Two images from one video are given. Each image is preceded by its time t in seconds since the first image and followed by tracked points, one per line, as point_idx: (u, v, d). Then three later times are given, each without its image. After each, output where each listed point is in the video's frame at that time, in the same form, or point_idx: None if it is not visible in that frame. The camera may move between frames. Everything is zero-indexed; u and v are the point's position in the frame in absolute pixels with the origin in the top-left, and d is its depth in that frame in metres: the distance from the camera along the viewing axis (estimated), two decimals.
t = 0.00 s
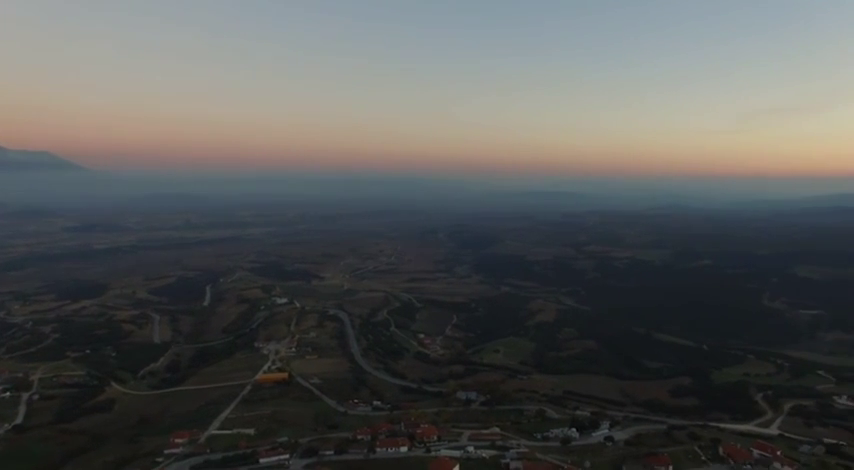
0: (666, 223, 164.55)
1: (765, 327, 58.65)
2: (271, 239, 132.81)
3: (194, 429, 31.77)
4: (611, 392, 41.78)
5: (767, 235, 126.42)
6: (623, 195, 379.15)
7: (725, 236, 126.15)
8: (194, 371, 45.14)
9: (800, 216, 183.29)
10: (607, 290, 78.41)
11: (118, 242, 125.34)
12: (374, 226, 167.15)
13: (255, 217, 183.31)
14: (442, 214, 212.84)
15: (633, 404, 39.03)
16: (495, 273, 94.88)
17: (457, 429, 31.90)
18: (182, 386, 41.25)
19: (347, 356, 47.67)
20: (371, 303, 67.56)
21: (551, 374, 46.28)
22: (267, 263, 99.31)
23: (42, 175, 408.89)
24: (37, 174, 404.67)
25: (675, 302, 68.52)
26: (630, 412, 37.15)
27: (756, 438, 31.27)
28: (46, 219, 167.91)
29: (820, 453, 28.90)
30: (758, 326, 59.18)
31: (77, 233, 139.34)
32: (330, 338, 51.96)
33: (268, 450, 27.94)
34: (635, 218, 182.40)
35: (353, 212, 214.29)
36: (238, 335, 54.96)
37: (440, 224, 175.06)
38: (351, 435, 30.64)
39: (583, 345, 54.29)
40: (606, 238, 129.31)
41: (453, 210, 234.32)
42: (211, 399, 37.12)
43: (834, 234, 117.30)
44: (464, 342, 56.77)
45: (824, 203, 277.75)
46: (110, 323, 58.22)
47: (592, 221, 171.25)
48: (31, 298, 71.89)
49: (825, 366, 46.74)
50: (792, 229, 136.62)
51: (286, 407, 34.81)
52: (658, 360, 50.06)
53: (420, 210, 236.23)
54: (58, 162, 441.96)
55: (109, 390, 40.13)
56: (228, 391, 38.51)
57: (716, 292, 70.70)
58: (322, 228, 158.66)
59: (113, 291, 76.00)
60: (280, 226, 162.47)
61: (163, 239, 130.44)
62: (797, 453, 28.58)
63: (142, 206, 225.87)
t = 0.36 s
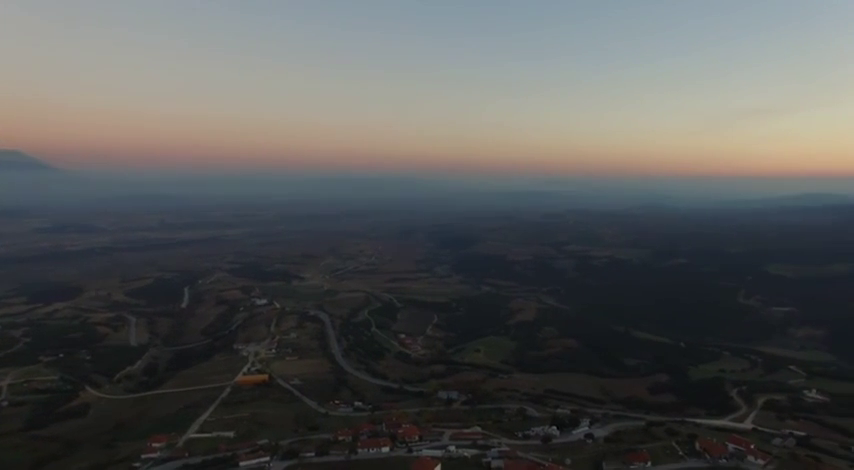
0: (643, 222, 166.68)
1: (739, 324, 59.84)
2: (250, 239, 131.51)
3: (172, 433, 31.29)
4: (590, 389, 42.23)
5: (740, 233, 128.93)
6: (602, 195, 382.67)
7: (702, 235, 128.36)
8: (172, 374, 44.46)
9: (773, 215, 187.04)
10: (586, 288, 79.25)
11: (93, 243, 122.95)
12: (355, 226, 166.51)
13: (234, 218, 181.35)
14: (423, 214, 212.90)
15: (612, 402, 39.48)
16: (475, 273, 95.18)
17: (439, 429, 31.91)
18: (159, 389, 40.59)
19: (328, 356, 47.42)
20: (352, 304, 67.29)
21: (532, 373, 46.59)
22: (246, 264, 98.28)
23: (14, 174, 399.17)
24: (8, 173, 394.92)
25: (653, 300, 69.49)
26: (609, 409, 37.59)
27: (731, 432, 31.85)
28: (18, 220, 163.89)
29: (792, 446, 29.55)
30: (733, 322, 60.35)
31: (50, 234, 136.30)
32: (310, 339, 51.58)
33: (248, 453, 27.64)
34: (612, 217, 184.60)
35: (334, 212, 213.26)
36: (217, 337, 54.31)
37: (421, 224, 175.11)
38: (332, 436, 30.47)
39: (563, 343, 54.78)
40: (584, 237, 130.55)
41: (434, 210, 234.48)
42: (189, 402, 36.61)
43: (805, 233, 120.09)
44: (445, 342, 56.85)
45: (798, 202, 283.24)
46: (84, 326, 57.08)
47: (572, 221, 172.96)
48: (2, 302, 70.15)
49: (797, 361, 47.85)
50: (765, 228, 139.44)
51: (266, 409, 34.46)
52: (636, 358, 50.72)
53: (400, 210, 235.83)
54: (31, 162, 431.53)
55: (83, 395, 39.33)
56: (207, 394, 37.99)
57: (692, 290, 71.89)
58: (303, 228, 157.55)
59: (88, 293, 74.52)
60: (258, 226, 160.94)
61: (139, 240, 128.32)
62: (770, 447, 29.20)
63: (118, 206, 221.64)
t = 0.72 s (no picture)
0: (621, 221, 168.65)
1: (716, 321, 60.87)
2: (229, 240, 130.10)
3: (151, 437, 30.80)
4: (571, 387, 42.62)
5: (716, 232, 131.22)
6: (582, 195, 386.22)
7: (679, 234, 130.33)
8: (150, 377, 43.78)
9: (748, 214, 190.69)
10: (567, 287, 79.92)
11: (67, 244, 120.46)
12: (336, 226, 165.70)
13: (213, 218, 179.31)
14: (404, 214, 212.76)
15: (592, 399, 39.90)
16: (457, 272, 95.43)
17: (421, 429, 31.91)
18: (137, 393, 39.93)
19: (309, 357, 47.14)
20: (334, 304, 66.93)
21: (513, 372, 46.85)
22: (226, 265, 97.16)
23: None
24: None
25: (632, 299, 70.34)
26: (590, 407, 37.96)
27: (708, 427, 32.40)
28: None
29: (767, 440, 30.17)
30: (710, 320, 61.37)
31: (22, 236, 133.24)
32: (292, 341, 51.19)
33: (229, 456, 27.34)
34: (592, 217, 186.61)
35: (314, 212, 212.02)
36: (196, 339, 53.59)
37: (402, 224, 174.89)
38: (314, 437, 30.29)
39: (543, 342, 55.19)
40: (564, 237, 131.61)
41: (416, 210, 234.37)
42: (168, 405, 36.06)
43: (778, 231, 122.66)
44: (427, 341, 56.89)
45: (769, 201, 288.84)
46: (59, 329, 55.89)
47: (552, 221, 174.27)
48: None
49: (771, 357, 48.87)
50: (739, 227, 142.15)
51: (247, 412, 34.10)
52: (616, 355, 51.29)
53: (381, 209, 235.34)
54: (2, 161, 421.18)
55: (58, 400, 38.50)
56: (186, 397, 37.46)
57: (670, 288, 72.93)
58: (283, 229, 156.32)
59: (62, 295, 72.97)
60: (238, 227, 159.25)
61: (115, 242, 126.05)
62: (745, 441, 29.78)
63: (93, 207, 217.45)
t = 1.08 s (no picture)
0: (603, 221, 170.18)
1: (697, 319, 61.64)
2: (211, 241, 128.87)
3: (132, 440, 30.39)
4: (555, 386, 42.89)
5: (696, 232, 133.03)
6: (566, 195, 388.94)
7: (661, 234, 131.77)
8: (131, 379, 43.23)
9: (728, 213, 193.56)
10: (550, 287, 80.39)
11: (45, 245, 118.38)
12: (319, 226, 164.93)
13: (195, 219, 177.64)
14: (388, 214, 212.46)
15: (576, 398, 40.23)
16: (441, 272, 95.58)
17: (406, 429, 31.88)
18: (117, 396, 39.36)
19: (294, 358, 46.87)
20: (318, 305, 66.62)
21: (498, 371, 47.03)
22: (208, 265, 96.23)
23: None
24: None
25: (615, 298, 71.00)
26: (573, 405, 38.25)
27: (690, 424, 32.82)
28: None
29: (746, 435, 30.68)
30: (690, 318, 62.17)
31: None
32: (275, 342, 50.84)
33: (212, 459, 27.09)
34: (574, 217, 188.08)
35: (298, 212, 210.87)
36: (179, 341, 52.94)
37: (387, 224, 174.62)
38: (299, 439, 30.14)
39: (528, 341, 55.48)
40: (548, 237, 132.47)
41: (400, 210, 234.09)
42: (150, 409, 35.60)
43: (756, 231, 124.54)
44: (412, 341, 56.86)
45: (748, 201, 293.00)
46: (36, 332, 54.88)
47: (535, 221, 175.25)
48: None
49: (750, 354, 49.66)
50: (719, 226, 144.22)
51: (231, 414, 33.80)
52: (599, 354, 51.73)
53: (366, 210, 234.94)
54: None
55: (36, 405, 37.80)
56: (168, 399, 37.04)
57: (652, 287, 73.68)
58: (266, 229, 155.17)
59: (40, 298, 71.63)
60: (220, 227, 157.86)
61: (95, 242, 124.12)
62: (725, 436, 30.24)
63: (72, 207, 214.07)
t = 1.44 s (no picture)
0: (586, 221, 171.71)
1: (678, 318, 62.44)
2: (193, 242, 127.51)
3: (112, 445, 29.90)
4: (539, 385, 43.13)
5: (676, 231, 134.86)
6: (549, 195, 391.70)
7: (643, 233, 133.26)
8: (111, 383, 42.58)
9: (708, 213, 196.40)
10: (534, 287, 80.82)
11: (22, 247, 116.19)
12: (303, 227, 164.11)
13: (177, 219, 175.75)
14: (373, 214, 212.14)
15: (560, 396, 40.48)
16: (426, 272, 95.68)
17: (391, 429, 31.83)
18: (97, 400, 38.73)
19: (277, 360, 46.52)
20: (302, 306, 66.24)
21: (483, 371, 47.15)
22: (190, 266, 95.17)
23: None
24: None
25: (597, 297, 71.58)
26: (557, 404, 38.51)
27: (672, 421, 33.20)
28: None
29: (726, 431, 31.13)
30: (671, 316, 62.95)
31: None
32: (259, 343, 50.44)
33: (195, 462, 26.78)
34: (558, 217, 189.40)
35: (281, 213, 209.64)
36: (160, 343, 52.27)
37: (371, 224, 174.28)
38: (283, 441, 29.92)
39: (512, 340, 55.78)
40: (531, 237, 133.31)
41: (384, 210, 233.80)
42: (131, 412, 35.10)
43: (736, 230, 126.53)
44: (396, 342, 56.77)
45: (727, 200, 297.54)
46: (14, 336, 53.84)
47: (519, 221, 176.17)
48: None
49: (730, 352, 50.41)
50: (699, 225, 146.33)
51: (213, 416, 33.45)
52: (583, 353, 52.15)
53: (350, 209, 234.50)
54: None
55: (13, 410, 37.07)
56: (150, 403, 36.53)
57: (634, 286, 74.45)
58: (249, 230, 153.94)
59: (17, 300, 70.27)
60: (203, 228, 156.33)
61: (73, 244, 122.13)
62: (706, 433, 30.65)
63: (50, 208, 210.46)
